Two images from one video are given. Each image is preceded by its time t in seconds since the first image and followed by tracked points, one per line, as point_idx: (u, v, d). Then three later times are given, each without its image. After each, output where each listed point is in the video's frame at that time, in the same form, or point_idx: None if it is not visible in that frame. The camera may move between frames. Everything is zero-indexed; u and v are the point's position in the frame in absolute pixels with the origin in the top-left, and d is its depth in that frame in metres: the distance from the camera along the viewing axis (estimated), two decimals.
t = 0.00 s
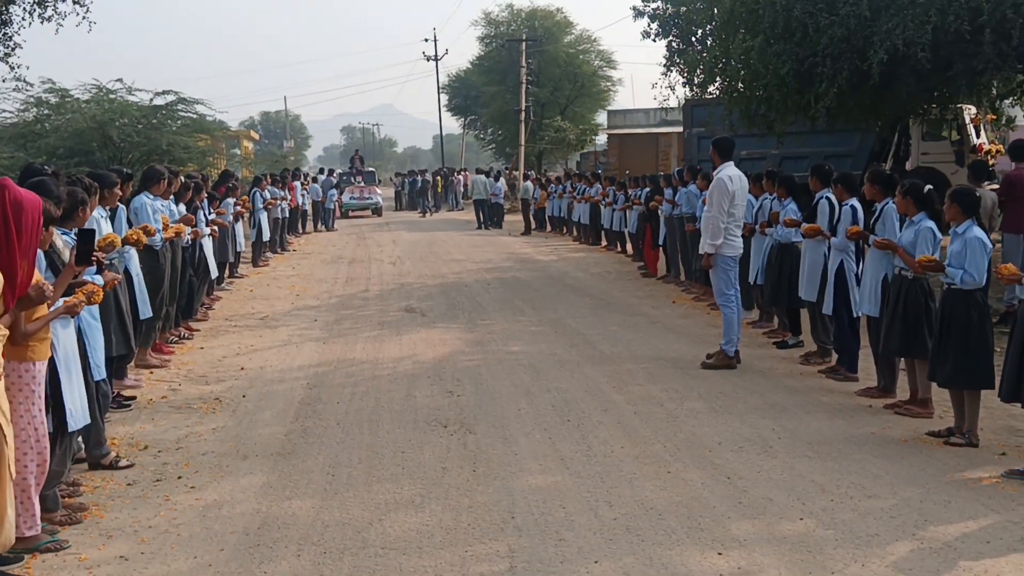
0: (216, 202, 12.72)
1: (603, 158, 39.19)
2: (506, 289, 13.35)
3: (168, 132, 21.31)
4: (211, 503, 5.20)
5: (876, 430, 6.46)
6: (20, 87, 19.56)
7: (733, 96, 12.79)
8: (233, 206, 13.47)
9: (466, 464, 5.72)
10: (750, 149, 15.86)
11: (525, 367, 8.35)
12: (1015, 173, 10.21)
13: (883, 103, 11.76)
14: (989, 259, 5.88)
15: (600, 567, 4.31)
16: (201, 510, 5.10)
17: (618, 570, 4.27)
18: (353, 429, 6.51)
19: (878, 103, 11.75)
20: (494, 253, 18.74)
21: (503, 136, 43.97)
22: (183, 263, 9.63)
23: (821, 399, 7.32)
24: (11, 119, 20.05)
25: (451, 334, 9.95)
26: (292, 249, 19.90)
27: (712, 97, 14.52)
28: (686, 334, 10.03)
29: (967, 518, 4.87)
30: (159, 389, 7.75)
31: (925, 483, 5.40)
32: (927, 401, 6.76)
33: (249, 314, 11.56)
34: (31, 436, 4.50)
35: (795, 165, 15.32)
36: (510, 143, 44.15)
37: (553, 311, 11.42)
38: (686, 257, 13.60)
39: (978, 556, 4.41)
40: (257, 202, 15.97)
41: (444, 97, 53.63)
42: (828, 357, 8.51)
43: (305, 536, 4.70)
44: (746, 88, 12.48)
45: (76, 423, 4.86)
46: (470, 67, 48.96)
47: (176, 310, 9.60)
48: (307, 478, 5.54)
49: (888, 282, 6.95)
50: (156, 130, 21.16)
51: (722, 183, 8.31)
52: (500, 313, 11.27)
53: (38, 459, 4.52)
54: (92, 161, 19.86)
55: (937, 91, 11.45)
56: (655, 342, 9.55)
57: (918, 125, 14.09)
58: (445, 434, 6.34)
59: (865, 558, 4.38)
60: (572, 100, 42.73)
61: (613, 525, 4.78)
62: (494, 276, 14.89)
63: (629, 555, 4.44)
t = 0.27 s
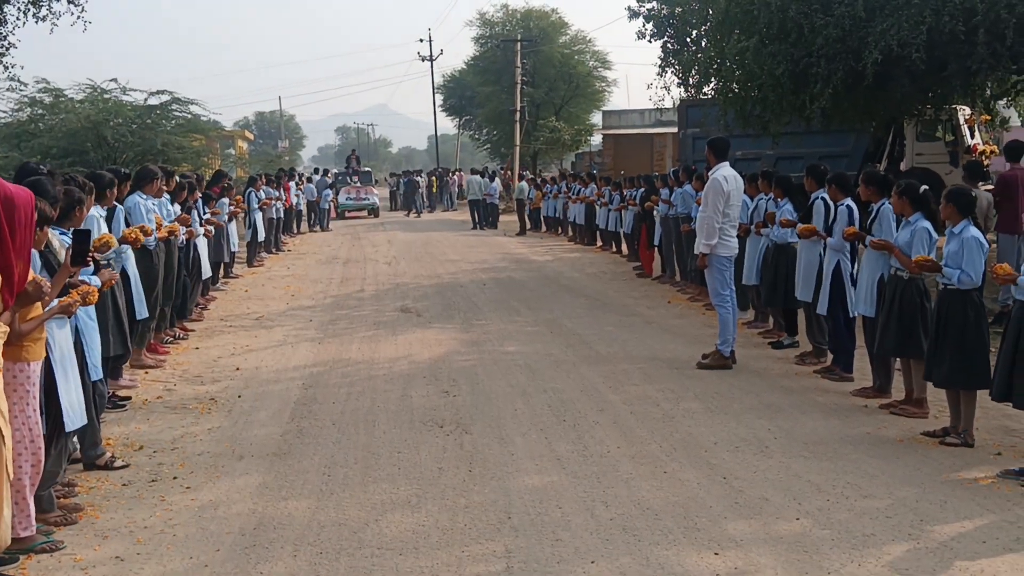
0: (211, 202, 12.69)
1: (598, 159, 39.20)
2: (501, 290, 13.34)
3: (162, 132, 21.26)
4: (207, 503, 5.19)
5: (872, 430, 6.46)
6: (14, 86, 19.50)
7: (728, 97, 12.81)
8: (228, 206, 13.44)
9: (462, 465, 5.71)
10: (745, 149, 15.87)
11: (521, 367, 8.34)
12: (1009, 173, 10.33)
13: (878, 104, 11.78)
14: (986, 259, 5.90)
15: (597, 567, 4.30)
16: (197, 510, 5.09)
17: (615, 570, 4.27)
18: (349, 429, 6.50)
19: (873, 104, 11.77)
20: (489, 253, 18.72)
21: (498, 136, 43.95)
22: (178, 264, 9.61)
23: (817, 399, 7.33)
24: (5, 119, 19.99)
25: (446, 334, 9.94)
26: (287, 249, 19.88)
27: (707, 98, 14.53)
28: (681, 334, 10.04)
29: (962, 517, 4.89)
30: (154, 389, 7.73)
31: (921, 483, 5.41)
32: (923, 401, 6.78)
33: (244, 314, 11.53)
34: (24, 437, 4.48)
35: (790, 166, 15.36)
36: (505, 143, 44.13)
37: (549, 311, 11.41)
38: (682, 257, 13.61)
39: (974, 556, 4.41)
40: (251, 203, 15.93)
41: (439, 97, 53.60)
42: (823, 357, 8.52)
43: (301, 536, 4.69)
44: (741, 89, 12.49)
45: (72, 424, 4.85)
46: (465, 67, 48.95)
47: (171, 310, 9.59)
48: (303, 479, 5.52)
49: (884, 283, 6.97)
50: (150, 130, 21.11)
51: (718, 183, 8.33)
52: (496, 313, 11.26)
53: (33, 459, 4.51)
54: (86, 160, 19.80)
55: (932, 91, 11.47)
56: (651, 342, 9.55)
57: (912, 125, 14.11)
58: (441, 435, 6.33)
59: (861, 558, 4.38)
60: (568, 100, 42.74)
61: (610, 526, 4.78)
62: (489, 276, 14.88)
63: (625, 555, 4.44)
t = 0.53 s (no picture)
0: (211, 200, 12.69)
1: (598, 157, 39.19)
2: (501, 288, 13.34)
3: (162, 130, 21.25)
4: (208, 501, 5.19)
5: (872, 429, 6.47)
6: (13, 85, 19.48)
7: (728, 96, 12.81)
8: (228, 204, 13.43)
9: (464, 463, 5.71)
10: (745, 148, 15.86)
11: (521, 365, 8.34)
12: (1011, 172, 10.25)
13: (878, 104, 11.77)
14: (988, 258, 5.90)
15: (598, 566, 4.30)
16: (198, 509, 5.09)
17: (616, 569, 4.27)
18: (350, 428, 6.50)
19: (873, 104, 11.78)
20: (489, 252, 18.71)
21: (498, 135, 43.94)
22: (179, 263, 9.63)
23: (818, 398, 7.33)
24: (5, 117, 19.98)
25: (447, 332, 9.94)
26: (287, 247, 19.87)
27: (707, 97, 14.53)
28: (682, 333, 10.04)
29: (964, 516, 4.89)
30: (155, 388, 7.73)
31: (922, 482, 5.41)
32: (924, 400, 6.77)
33: (244, 312, 11.53)
34: (24, 435, 4.48)
35: (790, 165, 15.38)
36: (505, 142, 44.11)
37: (549, 310, 11.41)
38: (682, 256, 13.60)
39: (976, 555, 4.42)
40: (251, 201, 15.92)
41: (439, 95, 53.59)
42: (824, 356, 8.52)
43: (303, 534, 4.69)
44: (742, 88, 12.49)
45: (71, 424, 4.84)
46: (465, 65, 48.92)
47: (171, 308, 9.59)
48: (304, 477, 5.52)
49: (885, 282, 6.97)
50: (150, 128, 21.09)
51: (718, 182, 8.32)
52: (497, 311, 11.25)
53: (33, 458, 4.50)
54: (86, 158, 19.79)
55: (932, 90, 11.45)
56: (652, 341, 9.55)
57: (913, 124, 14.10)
58: (442, 433, 6.33)
59: (862, 557, 4.39)
60: (568, 99, 42.74)
61: (612, 524, 4.78)
62: (489, 275, 14.88)
63: (627, 553, 4.44)
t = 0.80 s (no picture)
0: (212, 197, 12.69)
1: (599, 155, 39.16)
2: (502, 285, 13.34)
3: (162, 127, 21.25)
4: (209, 498, 5.19)
5: (873, 426, 6.47)
6: (13, 81, 19.48)
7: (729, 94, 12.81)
8: (229, 201, 13.44)
9: (465, 460, 5.72)
10: (745, 145, 15.92)
11: (522, 362, 8.35)
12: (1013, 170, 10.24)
13: (879, 102, 11.77)
14: (989, 256, 5.90)
15: (600, 563, 4.31)
16: (199, 505, 5.09)
17: (617, 565, 4.28)
18: (352, 425, 6.50)
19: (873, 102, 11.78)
20: (489, 249, 18.72)
21: (498, 132, 43.93)
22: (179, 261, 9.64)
23: (819, 395, 7.33)
24: (5, 114, 19.99)
25: (448, 329, 9.95)
26: (287, 245, 19.88)
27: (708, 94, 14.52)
28: (683, 330, 10.04)
29: (964, 514, 4.89)
30: (156, 384, 7.74)
31: (923, 479, 5.41)
32: (924, 398, 6.77)
33: (245, 309, 11.53)
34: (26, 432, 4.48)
35: (791, 162, 15.39)
36: (505, 139, 44.10)
37: (550, 307, 11.41)
38: (683, 253, 13.61)
39: (976, 552, 4.42)
40: (252, 198, 15.92)
41: (439, 93, 53.58)
42: (825, 354, 8.53)
43: (304, 531, 4.70)
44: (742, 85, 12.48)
45: (71, 420, 4.83)
46: (465, 62, 48.91)
47: (172, 306, 9.60)
48: (305, 474, 5.53)
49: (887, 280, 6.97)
50: (150, 125, 21.10)
51: (719, 179, 8.32)
52: (498, 309, 11.26)
53: (34, 453, 4.51)
54: (86, 155, 19.79)
55: (933, 87, 11.44)
56: (652, 338, 9.55)
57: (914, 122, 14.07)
58: (443, 430, 6.34)
59: (863, 553, 4.40)
60: (568, 96, 42.72)
61: (613, 521, 4.78)
62: (490, 272, 14.88)
63: (628, 550, 4.45)
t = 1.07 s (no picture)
0: (212, 194, 12.69)
1: (599, 152, 39.15)
2: (502, 282, 13.34)
3: (162, 124, 21.24)
4: (210, 493, 5.20)
5: (873, 422, 6.48)
6: (13, 77, 19.47)
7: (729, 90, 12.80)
8: (229, 197, 13.43)
9: (465, 456, 5.73)
10: (745, 142, 16.03)
11: (522, 359, 8.35)
12: (1013, 166, 10.25)
13: (880, 99, 11.76)
14: (990, 252, 5.91)
15: (601, 558, 4.32)
16: (200, 501, 5.10)
17: (618, 561, 4.28)
18: (352, 421, 6.51)
19: (874, 100, 11.78)
20: (489, 245, 18.71)
21: (498, 129, 43.93)
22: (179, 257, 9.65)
23: (819, 391, 7.34)
24: (5, 110, 19.98)
25: (448, 326, 9.95)
26: (287, 241, 19.87)
27: (708, 90, 14.52)
28: (683, 327, 10.04)
29: (964, 510, 4.90)
30: (157, 380, 7.74)
31: (923, 475, 5.42)
32: (925, 394, 6.78)
33: (245, 306, 11.53)
34: (28, 427, 4.47)
35: (790, 159, 15.40)
36: (505, 135, 44.10)
37: (550, 304, 11.41)
38: (683, 250, 13.61)
39: (976, 548, 4.43)
40: (252, 194, 15.91)
41: (438, 89, 53.57)
42: (825, 350, 8.53)
43: (305, 526, 4.71)
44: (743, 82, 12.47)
45: (74, 416, 4.84)
46: (465, 59, 48.89)
47: (172, 302, 9.60)
48: (306, 470, 5.53)
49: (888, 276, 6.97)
50: (150, 121, 21.08)
51: (719, 175, 8.32)
52: (498, 305, 11.25)
53: (37, 449, 4.52)
54: (86, 151, 19.78)
55: (933, 84, 11.44)
56: (652, 335, 9.55)
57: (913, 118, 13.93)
58: (444, 426, 6.34)
59: (863, 549, 4.40)
60: (568, 93, 42.71)
61: (613, 517, 4.79)
62: (490, 269, 14.88)
63: (629, 546, 4.45)
